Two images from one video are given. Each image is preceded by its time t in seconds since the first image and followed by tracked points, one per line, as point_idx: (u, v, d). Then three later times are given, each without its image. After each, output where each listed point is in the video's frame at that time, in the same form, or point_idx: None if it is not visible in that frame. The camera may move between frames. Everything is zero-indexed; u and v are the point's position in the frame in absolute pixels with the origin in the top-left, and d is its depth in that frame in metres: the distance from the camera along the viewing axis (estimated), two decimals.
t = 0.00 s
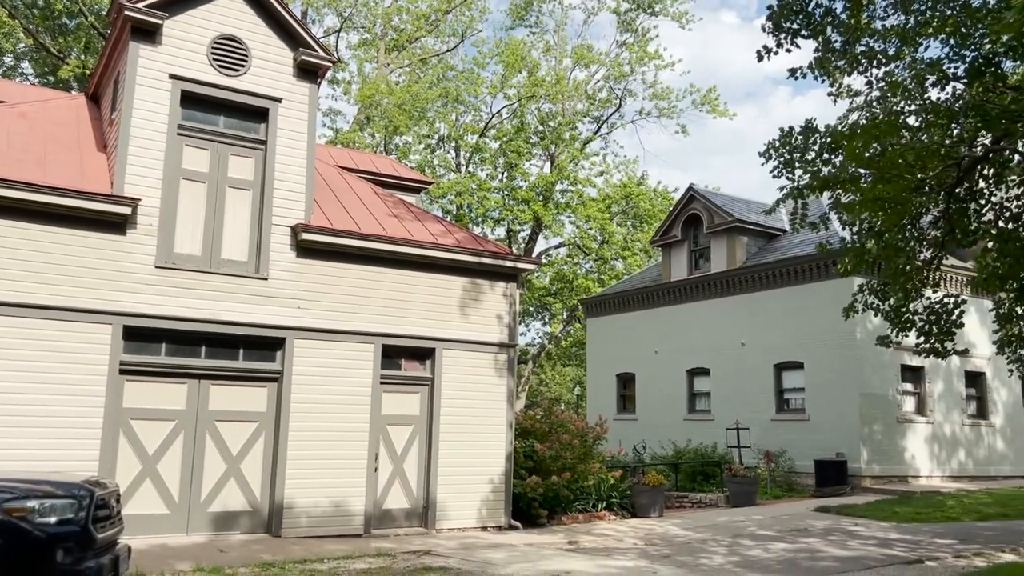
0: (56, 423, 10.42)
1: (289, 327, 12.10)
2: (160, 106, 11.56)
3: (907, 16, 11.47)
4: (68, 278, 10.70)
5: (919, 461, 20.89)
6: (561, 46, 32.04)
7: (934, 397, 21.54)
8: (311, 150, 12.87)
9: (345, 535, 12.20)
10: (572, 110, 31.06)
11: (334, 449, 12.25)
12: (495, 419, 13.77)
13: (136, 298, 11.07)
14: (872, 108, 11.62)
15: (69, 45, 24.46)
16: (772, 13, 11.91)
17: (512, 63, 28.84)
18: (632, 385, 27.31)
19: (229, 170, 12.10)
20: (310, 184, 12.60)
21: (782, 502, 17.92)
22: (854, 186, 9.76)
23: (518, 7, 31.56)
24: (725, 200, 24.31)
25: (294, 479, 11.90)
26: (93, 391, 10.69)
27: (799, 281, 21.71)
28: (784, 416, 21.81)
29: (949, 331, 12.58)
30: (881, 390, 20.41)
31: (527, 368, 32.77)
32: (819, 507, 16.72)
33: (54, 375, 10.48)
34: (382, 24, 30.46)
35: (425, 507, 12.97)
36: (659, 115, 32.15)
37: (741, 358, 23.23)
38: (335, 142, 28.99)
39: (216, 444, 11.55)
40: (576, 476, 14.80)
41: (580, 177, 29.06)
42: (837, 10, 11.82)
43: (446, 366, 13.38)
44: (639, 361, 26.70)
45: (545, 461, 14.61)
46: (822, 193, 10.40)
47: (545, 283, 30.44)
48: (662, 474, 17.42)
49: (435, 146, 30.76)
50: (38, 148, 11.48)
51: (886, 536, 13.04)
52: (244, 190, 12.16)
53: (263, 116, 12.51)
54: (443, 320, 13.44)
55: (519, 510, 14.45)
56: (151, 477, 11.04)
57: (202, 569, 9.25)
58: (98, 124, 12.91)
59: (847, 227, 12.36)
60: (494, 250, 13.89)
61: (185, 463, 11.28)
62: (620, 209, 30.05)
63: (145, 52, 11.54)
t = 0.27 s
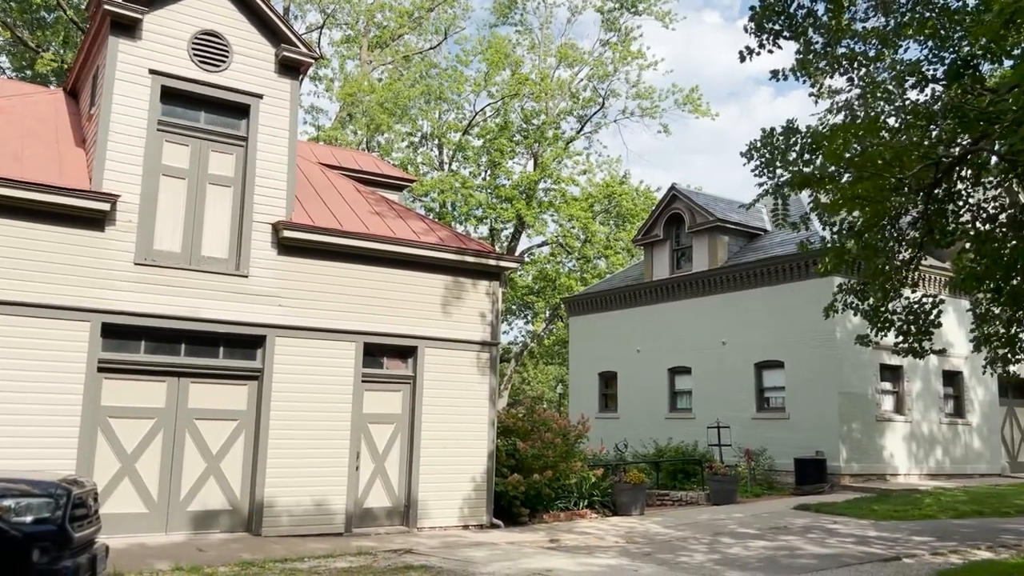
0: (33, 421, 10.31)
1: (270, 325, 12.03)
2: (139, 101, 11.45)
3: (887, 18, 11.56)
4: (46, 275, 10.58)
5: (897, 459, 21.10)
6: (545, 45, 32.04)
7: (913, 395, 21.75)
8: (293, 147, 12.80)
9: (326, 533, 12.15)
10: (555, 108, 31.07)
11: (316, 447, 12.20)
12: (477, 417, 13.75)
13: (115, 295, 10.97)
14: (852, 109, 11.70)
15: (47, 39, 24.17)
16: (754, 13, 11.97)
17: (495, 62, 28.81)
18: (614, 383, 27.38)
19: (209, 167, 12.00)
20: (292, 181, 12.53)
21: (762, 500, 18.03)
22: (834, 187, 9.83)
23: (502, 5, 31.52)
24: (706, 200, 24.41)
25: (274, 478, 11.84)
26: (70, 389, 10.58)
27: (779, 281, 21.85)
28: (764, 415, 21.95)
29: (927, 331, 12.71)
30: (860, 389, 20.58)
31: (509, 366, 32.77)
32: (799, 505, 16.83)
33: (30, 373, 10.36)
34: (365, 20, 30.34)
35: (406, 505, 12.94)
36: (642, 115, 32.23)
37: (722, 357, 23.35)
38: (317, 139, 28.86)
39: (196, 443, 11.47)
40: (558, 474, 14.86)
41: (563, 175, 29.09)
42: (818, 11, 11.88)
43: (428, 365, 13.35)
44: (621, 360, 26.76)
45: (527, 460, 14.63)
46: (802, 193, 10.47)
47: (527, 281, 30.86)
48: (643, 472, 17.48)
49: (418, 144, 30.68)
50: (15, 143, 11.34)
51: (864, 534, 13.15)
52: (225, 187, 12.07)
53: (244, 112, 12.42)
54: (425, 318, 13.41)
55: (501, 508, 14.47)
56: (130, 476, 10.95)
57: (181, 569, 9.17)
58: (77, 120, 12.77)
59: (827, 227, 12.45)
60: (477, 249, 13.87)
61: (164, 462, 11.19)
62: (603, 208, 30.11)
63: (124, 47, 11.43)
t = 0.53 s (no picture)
0: (10, 419, 10.20)
1: (251, 322, 11.96)
2: (119, 97, 11.35)
3: (868, 19, 11.64)
4: (23, 272, 10.47)
5: (876, 457, 21.29)
6: (529, 43, 32.03)
7: (892, 394, 21.94)
8: (275, 144, 12.72)
9: (306, 532, 12.11)
10: (539, 107, 31.08)
11: (297, 446, 12.14)
12: (459, 416, 13.74)
13: (94, 292, 10.87)
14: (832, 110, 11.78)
15: (25, 33, 23.88)
16: (736, 14, 12.02)
17: (479, 60, 28.78)
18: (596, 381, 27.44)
19: (190, 163, 11.91)
20: (273, 178, 12.46)
21: (743, 498, 18.14)
22: (815, 186, 9.90)
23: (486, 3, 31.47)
24: (689, 199, 24.50)
25: (255, 477, 11.78)
26: (48, 387, 10.48)
27: (761, 280, 21.98)
28: (745, 413, 22.08)
29: (905, 331, 12.83)
30: (840, 387, 20.74)
31: (492, 364, 32.75)
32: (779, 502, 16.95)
33: (7, 371, 10.25)
34: (348, 17, 30.23)
35: (388, 504, 12.91)
36: (625, 114, 32.30)
37: (704, 356, 23.46)
38: (299, 136, 28.72)
39: (175, 441, 11.38)
40: (541, 473, 14.77)
41: (546, 174, 29.10)
42: (799, 13, 11.96)
43: (411, 363, 13.32)
44: (604, 359, 26.82)
45: (509, 458, 14.61)
46: (783, 193, 10.54)
47: (511, 279, 30.52)
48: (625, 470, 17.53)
49: (401, 142, 30.59)
50: None
51: (843, 531, 13.27)
52: (206, 183, 11.98)
53: (225, 109, 12.34)
54: (408, 317, 13.37)
55: (483, 507, 14.45)
56: (108, 475, 10.85)
57: (160, 568, 9.10)
58: (55, 114, 12.62)
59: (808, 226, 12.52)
60: (460, 247, 13.85)
61: (143, 460, 11.10)
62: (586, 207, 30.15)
63: (104, 42, 11.32)
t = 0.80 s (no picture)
0: None
1: (231, 321, 11.89)
2: (98, 93, 11.24)
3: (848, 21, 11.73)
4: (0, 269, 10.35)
5: (855, 455, 21.46)
6: (513, 42, 32.02)
7: (871, 393, 22.14)
8: (256, 141, 12.65)
9: (287, 532, 12.06)
10: (523, 105, 31.08)
11: (278, 445, 12.09)
12: (442, 414, 13.72)
13: (72, 290, 10.76)
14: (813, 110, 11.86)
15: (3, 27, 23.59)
16: (718, 15, 12.07)
17: (463, 58, 28.74)
18: (578, 380, 27.49)
19: (170, 160, 11.82)
20: (255, 176, 12.39)
21: (724, 497, 18.23)
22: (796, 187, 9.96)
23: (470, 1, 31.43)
24: (671, 199, 24.60)
25: (235, 476, 11.72)
26: (25, 385, 10.38)
27: (742, 280, 22.09)
28: (726, 412, 22.21)
29: (885, 330, 12.94)
30: (820, 386, 20.90)
31: (475, 363, 32.73)
32: (759, 500, 17.05)
33: None
34: (331, 14, 30.13)
35: (370, 503, 12.88)
36: (608, 114, 32.37)
37: (686, 354, 23.55)
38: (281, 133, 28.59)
39: (155, 440, 11.30)
40: (522, 471, 14.84)
41: (529, 173, 29.10)
42: (781, 14, 12.03)
43: (393, 362, 13.30)
44: (586, 357, 26.87)
45: (492, 457, 14.60)
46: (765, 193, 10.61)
47: (494, 279, 30.60)
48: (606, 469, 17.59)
49: (384, 139, 30.50)
50: None
51: (823, 529, 13.37)
52: (186, 180, 11.90)
53: (206, 105, 12.25)
54: (390, 315, 13.34)
55: (465, 505, 14.45)
56: (87, 474, 10.76)
57: (139, 568, 9.03)
58: (33, 110, 12.47)
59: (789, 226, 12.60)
60: (443, 246, 13.83)
61: (123, 459, 11.01)
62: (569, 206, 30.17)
63: (83, 38, 11.21)
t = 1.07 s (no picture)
0: None
1: (212, 319, 11.81)
2: (77, 88, 11.12)
3: (829, 22, 11.79)
4: None
5: (835, 453, 21.63)
6: (496, 40, 32.01)
7: (851, 391, 22.31)
8: (238, 138, 12.57)
9: (268, 531, 11.99)
10: (506, 104, 31.07)
11: (259, 444, 12.02)
12: (424, 413, 13.69)
13: (50, 288, 10.65)
14: (794, 111, 11.94)
15: None
16: (701, 15, 12.11)
17: (446, 56, 28.69)
18: (561, 378, 27.53)
19: (150, 156, 11.72)
20: (236, 173, 12.31)
21: (705, 495, 18.33)
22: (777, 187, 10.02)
23: None
24: (654, 198, 24.69)
25: (216, 475, 11.64)
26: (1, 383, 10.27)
27: (724, 279, 22.20)
28: (707, 410, 22.32)
29: (864, 330, 13.05)
30: (801, 385, 21.04)
31: (458, 361, 32.70)
32: (740, 498, 17.16)
33: None
34: (313, 11, 30.08)
35: (351, 502, 12.84)
36: (592, 113, 32.41)
37: (668, 353, 23.65)
38: (263, 130, 28.45)
39: (135, 439, 11.21)
40: (505, 470, 14.85)
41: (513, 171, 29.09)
42: (763, 15, 12.10)
43: (375, 360, 13.25)
44: (569, 356, 26.92)
45: (474, 456, 14.60)
46: (746, 194, 10.68)
47: (478, 277, 30.42)
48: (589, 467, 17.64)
49: (367, 137, 30.40)
50: None
51: (803, 526, 13.47)
52: (166, 177, 11.80)
53: (187, 101, 12.15)
54: (372, 313, 13.30)
55: (447, 504, 14.44)
56: (65, 473, 10.66)
57: (117, 568, 8.95)
58: (10, 106, 12.33)
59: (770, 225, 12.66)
60: (426, 244, 13.80)
61: (102, 458, 10.92)
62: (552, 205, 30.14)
63: (61, 32, 11.09)
